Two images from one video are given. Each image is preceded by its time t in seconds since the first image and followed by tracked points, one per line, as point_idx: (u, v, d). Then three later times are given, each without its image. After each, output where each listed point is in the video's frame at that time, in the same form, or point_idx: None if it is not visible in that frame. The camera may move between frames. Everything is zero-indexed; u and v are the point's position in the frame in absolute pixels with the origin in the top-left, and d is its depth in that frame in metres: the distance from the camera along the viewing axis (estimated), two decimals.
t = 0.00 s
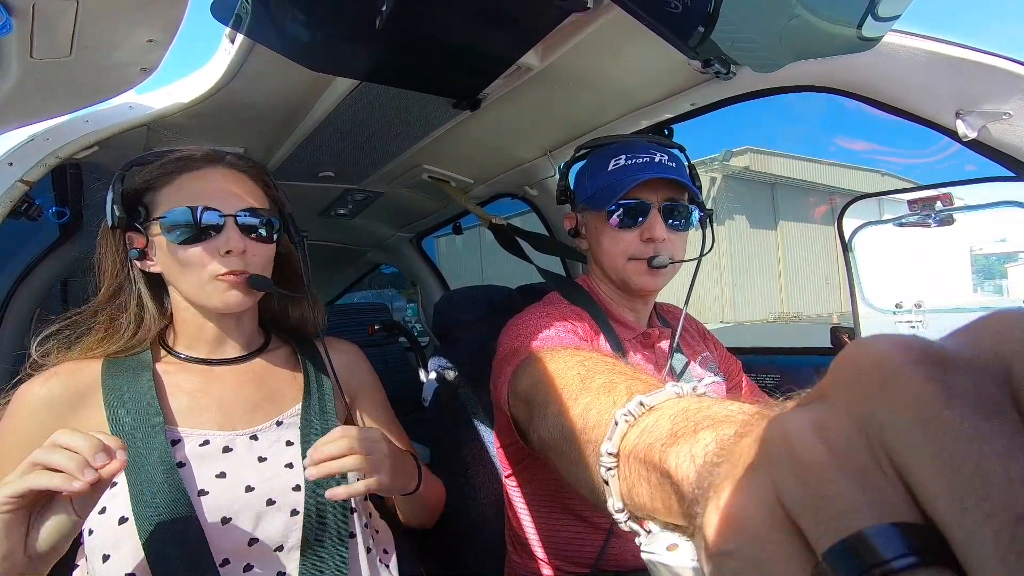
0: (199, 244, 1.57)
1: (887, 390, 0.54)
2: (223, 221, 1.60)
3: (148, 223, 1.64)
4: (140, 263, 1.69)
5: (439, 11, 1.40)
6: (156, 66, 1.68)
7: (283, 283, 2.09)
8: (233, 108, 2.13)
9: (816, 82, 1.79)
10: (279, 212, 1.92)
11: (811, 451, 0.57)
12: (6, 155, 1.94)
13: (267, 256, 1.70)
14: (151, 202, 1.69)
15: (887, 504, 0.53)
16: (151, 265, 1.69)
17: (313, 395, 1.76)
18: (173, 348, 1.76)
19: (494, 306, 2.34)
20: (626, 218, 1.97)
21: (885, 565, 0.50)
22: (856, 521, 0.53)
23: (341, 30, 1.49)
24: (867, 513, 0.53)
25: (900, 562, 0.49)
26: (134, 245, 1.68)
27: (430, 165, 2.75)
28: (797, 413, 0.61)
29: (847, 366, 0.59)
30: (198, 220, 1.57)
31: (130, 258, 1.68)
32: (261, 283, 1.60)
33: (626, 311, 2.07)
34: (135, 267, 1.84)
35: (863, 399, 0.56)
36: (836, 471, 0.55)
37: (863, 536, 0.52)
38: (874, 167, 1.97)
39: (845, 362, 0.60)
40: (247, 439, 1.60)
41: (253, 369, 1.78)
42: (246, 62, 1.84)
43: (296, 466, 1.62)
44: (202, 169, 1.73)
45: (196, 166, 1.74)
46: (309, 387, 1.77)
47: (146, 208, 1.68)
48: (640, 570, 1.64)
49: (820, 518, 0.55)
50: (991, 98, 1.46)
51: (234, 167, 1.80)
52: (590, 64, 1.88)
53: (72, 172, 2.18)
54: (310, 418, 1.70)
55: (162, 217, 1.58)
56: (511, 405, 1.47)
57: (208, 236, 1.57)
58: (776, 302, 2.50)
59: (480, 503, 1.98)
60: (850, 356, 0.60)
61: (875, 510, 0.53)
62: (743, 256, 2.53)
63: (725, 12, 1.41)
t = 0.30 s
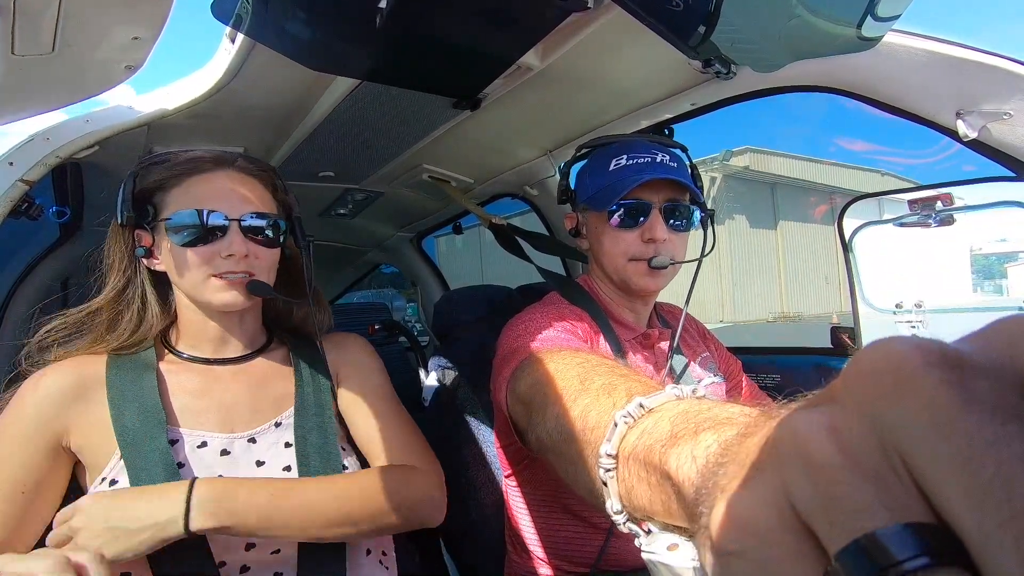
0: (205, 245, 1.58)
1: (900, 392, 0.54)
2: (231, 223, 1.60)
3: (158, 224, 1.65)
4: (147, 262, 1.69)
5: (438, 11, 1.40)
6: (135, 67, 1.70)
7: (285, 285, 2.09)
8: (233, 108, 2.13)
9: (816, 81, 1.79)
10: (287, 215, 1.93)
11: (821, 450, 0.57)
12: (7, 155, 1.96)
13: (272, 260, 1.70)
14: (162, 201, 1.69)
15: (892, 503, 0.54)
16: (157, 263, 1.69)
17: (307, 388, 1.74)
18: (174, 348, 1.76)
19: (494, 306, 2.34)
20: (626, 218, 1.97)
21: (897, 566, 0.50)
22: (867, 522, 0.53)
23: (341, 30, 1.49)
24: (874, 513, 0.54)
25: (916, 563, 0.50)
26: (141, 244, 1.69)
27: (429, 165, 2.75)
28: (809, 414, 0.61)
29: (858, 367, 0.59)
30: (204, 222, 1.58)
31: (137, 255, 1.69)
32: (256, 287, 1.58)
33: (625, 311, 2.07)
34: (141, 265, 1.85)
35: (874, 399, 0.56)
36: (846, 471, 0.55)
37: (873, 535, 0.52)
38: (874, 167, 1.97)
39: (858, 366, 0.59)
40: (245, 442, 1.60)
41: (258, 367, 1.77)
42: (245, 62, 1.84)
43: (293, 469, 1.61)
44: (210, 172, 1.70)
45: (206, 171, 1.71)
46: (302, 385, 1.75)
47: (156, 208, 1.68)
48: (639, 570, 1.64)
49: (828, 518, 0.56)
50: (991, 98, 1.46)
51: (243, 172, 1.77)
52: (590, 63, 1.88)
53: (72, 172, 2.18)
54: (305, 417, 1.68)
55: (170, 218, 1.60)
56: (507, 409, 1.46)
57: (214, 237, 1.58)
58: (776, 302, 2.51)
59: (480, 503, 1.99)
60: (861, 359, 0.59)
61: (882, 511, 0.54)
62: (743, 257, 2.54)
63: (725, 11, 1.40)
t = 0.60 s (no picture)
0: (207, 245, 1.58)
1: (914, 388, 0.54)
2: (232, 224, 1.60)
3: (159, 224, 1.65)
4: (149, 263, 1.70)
5: (438, 11, 1.40)
6: (150, 67, 1.69)
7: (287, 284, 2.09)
8: (234, 108, 2.13)
9: (816, 82, 1.79)
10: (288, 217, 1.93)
11: (828, 449, 0.57)
12: (7, 155, 1.95)
13: (273, 260, 1.70)
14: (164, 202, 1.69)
15: (894, 506, 0.53)
16: (158, 264, 1.70)
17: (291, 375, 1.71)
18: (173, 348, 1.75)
19: (494, 306, 2.34)
20: (625, 218, 1.97)
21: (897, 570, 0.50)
22: (872, 528, 0.53)
23: (341, 30, 1.49)
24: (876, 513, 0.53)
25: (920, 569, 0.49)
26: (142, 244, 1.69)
27: (430, 166, 2.75)
28: (817, 410, 0.61)
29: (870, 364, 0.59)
30: (205, 222, 1.58)
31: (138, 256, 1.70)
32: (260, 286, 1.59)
33: (626, 310, 2.07)
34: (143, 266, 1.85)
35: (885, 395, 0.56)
36: (851, 475, 0.55)
37: (880, 542, 0.52)
38: (875, 167, 1.97)
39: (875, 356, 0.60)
40: (241, 445, 1.57)
41: (259, 368, 1.76)
42: (246, 62, 1.84)
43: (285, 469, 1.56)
44: (212, 174, 1.69)
45: (207, 175, 1.70)
46: (288, 377, 1.70)
47: (157, 208, 1.69)
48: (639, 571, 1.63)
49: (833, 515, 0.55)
50: (992, 98, 1.46)
51: (245, 176, 1.75)
52: (590, 64, 1.88)
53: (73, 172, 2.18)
54: (291, 414, 1.62)
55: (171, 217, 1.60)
56: (512, 407, 1.48)
57: (215, 237, 1.58)
58: (776, 300, 2.51)
59: (480, 503, 1.99)
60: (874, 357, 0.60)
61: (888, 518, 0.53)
62: (743, 255, 2.54)
63: (724, 12, 1.40)
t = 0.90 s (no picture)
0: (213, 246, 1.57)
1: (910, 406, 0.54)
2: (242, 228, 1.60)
3: (164, 222, 1.61)
4: (140, 259, 1.65)
5: (438, 11, 1.40)
6: (155, 67, 1.69)
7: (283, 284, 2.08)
8: (234, 108, 2.13)
9: (816, 81, 1.79)
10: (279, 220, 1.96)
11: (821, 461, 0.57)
12: (6, 155, 1.96)
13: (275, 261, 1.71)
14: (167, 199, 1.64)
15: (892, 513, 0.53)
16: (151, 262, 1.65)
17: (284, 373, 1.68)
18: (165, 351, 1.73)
19: (494, 306, 2.34)
20: (623, 217, 1.96)
21: None
22: (870, 537, 0.53)
23: (341, 30, 1.49)
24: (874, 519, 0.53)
25: None
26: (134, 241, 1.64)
27: (430, 165, 2.75)
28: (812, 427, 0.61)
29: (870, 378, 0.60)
30: (205, 222, 1.57)
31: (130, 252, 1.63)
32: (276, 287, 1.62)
33: (625, 310, 2.07)
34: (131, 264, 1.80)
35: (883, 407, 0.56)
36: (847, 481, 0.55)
37: (879, 555, 0.52)
38: (875, 167, 1.96)
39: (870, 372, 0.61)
40: (237, 448, 1.55)
41: (252, 369, 1.73)
42: (246, 62, 1.84)
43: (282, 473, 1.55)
44: (212, 180, 1.67)
45: (209, 176, 1.67)
46: (281, 368, 1.68)
47: (162, 205, 1.63)
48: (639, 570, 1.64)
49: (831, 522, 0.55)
50: (992, 98, 1.46)
51: (245, 179, 1.74)
52: (590, 63, 1.88)
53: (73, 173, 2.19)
54: (285, 412, 1.61)
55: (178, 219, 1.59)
56: (508, 407, 1.48)
57: (216, 237, 1.57)
58: (776, 301, 2.51)
59: (480, 503, 1.99)
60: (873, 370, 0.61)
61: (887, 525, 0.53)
62: (742, 256, 2.52)
63: (724, 12, 1.40)
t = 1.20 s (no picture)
0: (204, 248, 1.55)
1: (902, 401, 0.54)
2: (233, 231, 1.58)
3: (156, 227, 1.57)
4: (128, 265, 1.61)
5: (438, 10, 1.39)
6: (145, 67, 1.70)
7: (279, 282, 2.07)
8: (234, 108, 2.13)
9: (816, 81, 1.79)
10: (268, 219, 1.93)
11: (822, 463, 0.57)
12: (7, 155, 1.98)
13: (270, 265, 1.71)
14: (156, 202, 1.60)
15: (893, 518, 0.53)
16: (139, 269, 1.62)
17: (278, 371, 1.67)
18: (151, 354, 1.72)
19: (494, 306, 2.34)
20: (624, 218, 1.97)
21: None
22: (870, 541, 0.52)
23: (341, 29, 1.48)
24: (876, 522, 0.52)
25: None
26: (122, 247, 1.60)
27: (430, 165, 2.75)
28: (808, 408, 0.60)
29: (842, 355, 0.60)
30: (197, 227, 1.55)
31: (117, 258, 1.60)
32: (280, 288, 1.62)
33: (626, 310, 2.07)
34: (115, 269, 1.79)
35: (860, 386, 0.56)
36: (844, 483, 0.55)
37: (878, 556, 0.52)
38: (875, 167, 1.97)
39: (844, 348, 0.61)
40: (227, 448, 1.54)
41: (250, 369, 1.72)
42: (246, 61, 1.84)
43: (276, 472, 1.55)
44: (203, 183, 1.63)
45: (198, 178, 1.65)
46: (274, 369, 1.67)
47: (150, 207, 1.59)
48: (639, 571, 1.63)
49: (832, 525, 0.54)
50: (991, 97, 1.46)
51: (235, 179, 1.71)
52: (590, 63, 1.88)
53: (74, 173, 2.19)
54: (279, 409, 1.60)
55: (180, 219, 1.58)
56: (506, 412, 1.47)
57: (206, 239, 1.55)
58: (776, 302, 2.53)
59: (479, 503, 1.99)
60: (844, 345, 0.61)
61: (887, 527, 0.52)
62: (742, 255, 2.57)
63: (724, 13, 1.40)
